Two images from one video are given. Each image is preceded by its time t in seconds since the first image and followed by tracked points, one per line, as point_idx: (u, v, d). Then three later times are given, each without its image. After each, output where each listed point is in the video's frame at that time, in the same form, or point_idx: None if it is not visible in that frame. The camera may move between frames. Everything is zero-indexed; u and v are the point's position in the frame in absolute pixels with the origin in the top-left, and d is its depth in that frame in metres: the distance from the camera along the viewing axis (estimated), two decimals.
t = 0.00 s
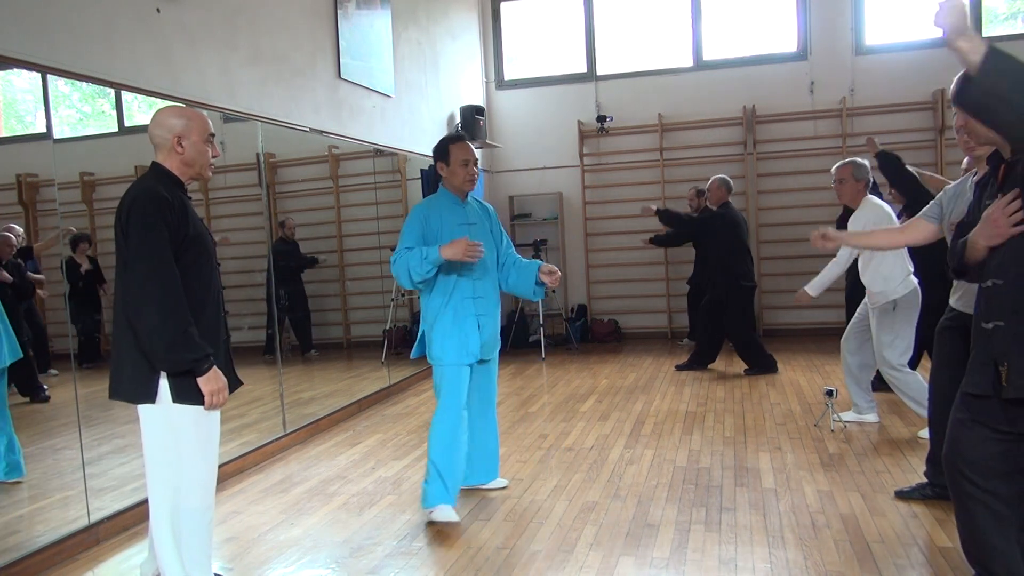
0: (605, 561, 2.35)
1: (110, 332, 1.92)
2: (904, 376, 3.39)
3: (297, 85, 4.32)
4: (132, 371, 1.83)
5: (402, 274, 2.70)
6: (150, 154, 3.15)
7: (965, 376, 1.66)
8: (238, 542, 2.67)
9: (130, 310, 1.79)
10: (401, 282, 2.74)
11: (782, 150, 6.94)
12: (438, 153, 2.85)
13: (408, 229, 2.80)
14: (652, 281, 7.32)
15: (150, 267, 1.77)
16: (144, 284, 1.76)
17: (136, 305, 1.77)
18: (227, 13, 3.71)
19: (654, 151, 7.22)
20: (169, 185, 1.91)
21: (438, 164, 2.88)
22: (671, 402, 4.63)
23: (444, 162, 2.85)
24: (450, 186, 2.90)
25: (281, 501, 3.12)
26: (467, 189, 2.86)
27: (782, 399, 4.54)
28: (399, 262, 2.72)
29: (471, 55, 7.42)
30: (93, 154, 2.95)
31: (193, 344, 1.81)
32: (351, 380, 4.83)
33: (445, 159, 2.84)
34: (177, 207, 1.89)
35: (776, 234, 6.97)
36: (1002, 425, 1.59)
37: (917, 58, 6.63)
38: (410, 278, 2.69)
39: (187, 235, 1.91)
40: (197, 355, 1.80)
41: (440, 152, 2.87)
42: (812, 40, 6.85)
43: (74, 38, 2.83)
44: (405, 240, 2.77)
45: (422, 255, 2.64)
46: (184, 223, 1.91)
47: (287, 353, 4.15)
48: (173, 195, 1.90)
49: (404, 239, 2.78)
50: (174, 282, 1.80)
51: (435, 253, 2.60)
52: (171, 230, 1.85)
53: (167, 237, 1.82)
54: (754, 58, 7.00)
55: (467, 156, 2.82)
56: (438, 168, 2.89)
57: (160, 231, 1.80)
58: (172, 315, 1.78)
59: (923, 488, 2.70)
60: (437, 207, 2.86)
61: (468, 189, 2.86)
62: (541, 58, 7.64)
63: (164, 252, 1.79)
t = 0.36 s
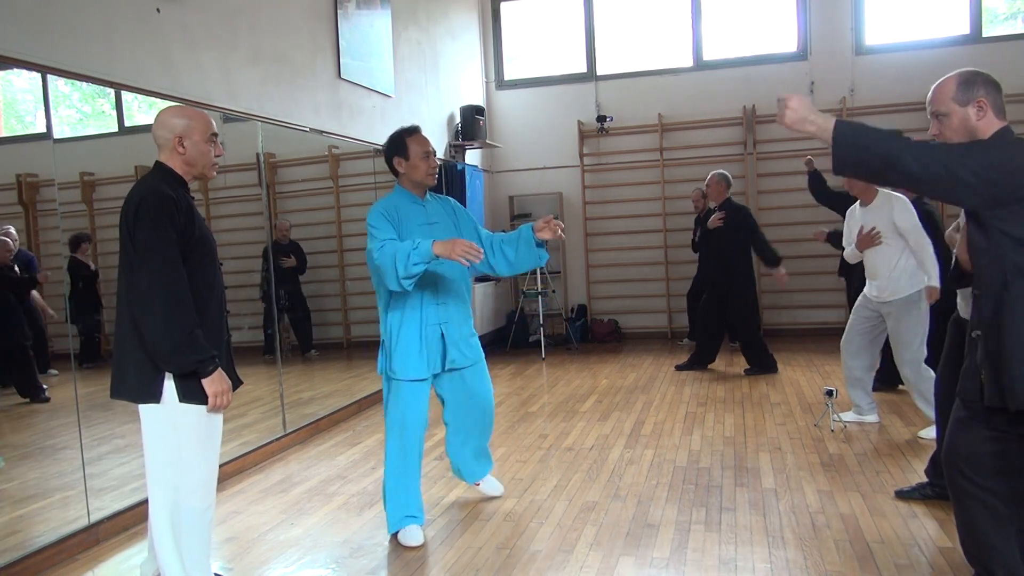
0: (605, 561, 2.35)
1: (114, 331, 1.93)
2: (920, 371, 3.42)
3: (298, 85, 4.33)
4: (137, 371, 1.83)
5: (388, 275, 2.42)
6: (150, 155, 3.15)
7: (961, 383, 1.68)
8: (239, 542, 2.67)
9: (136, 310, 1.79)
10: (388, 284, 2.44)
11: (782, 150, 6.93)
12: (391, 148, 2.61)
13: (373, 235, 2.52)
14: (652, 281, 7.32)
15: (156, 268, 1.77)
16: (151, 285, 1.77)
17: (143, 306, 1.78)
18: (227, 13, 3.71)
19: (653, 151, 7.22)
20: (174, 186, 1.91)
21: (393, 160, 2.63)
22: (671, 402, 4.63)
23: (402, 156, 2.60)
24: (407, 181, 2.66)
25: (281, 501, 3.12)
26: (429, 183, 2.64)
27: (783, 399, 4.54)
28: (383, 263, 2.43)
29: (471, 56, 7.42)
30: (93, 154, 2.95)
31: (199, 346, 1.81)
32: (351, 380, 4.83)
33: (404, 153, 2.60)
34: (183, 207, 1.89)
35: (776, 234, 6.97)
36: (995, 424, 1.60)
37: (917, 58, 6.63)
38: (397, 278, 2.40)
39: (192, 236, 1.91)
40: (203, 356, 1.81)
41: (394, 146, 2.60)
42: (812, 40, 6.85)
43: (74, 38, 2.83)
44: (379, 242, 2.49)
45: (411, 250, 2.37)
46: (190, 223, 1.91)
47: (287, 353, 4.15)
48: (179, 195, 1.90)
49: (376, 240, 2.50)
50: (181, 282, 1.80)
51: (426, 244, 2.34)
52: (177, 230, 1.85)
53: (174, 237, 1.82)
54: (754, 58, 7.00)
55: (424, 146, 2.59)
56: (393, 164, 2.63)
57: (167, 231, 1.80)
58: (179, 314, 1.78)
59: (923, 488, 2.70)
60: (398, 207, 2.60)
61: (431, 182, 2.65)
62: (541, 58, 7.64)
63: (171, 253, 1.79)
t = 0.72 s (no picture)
0: (605, 561, 2.34)
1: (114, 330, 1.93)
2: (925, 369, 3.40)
3: (298, 85, 4.33)
4: (135, 371, 1.84)
5: (418, 253, 2.08)
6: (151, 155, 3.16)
7: (964, 383, 1.68)
8: (238, 542, 2.67)
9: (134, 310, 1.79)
10: (418, 263, 2.10)
11: (782, 149, 6.93)
12: (398, 139, 2.28)
13: (381, 221, 2.19)
14: (652, 281, 7.32)
15: (153, 268, 1.77)
16: (148, 284, 1.77)
17: (140, 306, 1.78)
18: (227, 13, 3.71)
19: (653, 151, 7.22)
20: (174, 186, 1.91)
21: (397, 155, 2.31)
22: (671, 402, 4.63)
23: (408, 154, 2.28)
24: (403, 180, 2.35)
25: (281, 501, 3.12)
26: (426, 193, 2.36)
27: (783, 399, 4.54)
28: (412, 239, 2.09)
29: (471, 56, 7.42)
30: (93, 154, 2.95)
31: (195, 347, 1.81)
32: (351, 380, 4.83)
33: (413, 150, 2.27)
34: (182, 207, 1.89)
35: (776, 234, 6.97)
36: (1002, 424, 1.58)
37: (918, 58, 6.63)
38: (430, 257, 2.07)
39: (191, 236, 1.91)
40: (200, 358, 1.81)
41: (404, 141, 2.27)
42: (813, 40, 6.85)
43: (74, 38, 2.83)
44: (394, 222, 2.15)
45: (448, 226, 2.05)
46: (188, 223, 1.91)
47: (287, 353, 4.15)
48: (178, 195, 1.89)
49: (389, 221, 2.16)
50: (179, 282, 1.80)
51: (468, 220, 2.02)
52: (176, 231, 1.85)
53: (171, 237, 1.82)
54: (754, 58, 7.00)
55: (438, 146, 2.28)
56: (396, 161, 2.31)
57: (165, 231, 1.80)
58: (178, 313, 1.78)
59: (924, 488, 2.70)
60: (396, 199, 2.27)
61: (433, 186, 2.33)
62: (541, 58, 7.64)
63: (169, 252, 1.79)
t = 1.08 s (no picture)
0: (605, 561, 2.34)
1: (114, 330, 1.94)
2: (920, 369, 3.40)
3: (298, 85, 4.33)
4: (130, 371, 1.84)
5: (440, 245, 1.92)
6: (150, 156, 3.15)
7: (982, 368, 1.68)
8: (238, 542, 2.67)
9: (131, 308, 1.79)
10: (438, 255, 1.93)
11: (782, 149, 6.93)
12: (418, 133, 2.09)
13: (395, 210, 2.01)
14: (652, 281, 7.32)
15: (150, 268, 1.77)
16: (142, 284, 1.77)
17: (137, 304, 1.78)
18: (227, 13, 3.71)
19: (653, 151, 7.22)
20: (169, 187, 1.91)
21: (412, 150, 2.11)
22: (671, 402, 4.63)
23: (423, 151, 2.09)
24: (412, 176, 2.16)
25: (281, 501, 3.12)
26: (432, 195, 2.18)
27: (783, 399, 4.54)
28: (433, 228, 1.94)
29: (471, 56, 7.42)
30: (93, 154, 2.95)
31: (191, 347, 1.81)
32: (351, 380, 4.82)
33: (431, 150, 2.08)
34: (179, 208, 1.89)
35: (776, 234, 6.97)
36: None
37: (918, 57, 6.63)
38: (454, 250, 1.91)
39: (187, 237, 1.91)
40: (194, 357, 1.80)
41: (423, 136, 2.09)
42: (813, 40, 6.85)
43: (75, 39, 2.83)
44: (411, 211, 1.98)
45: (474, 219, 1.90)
46: (185, 224, 1.90)
47: (287, 353, 4.15)
48: (175, 196, 1.89)
49: (404, 210, 1.99)
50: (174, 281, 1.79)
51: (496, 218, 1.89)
52: (172, 231, 1.86)
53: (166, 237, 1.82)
54: (754, 58, 7.00)
55: (459, 149, 2.11)
56: (410, 153, 2.12)
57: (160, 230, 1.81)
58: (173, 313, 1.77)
59: (924, 488, 2.70)
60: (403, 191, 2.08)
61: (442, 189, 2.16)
62: (541, 58, 7.64)
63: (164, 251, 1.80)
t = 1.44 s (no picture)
0: (605, 561, 2.34)
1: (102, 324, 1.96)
2: (904, 373, 3.38)
3: (298, 85, 4.33)
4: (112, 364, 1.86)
5: (433, 246, 1.93)
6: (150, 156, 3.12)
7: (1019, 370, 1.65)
8: (239, 542, 2.68)
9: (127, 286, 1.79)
10: (430, 256, 1.94)
11: (781, 149, 6.93)
12: (383, 126, 2.08)
13: (378, 211, 1.99)
14: (652, 281, 7.32)
15: (136, 255, 1.79)
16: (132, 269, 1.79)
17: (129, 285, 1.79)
18: (227, 13, 3.71)
19: (653, 151, 7.22)
20: (152, 186, 1.94)
21: (380, 144, 2.09)
22: (671, 402, 4.63)
23: (395, 145, 2.08)
24: (382, 170, 2.13)
25: (281, 501, 3.12)
26: (405, 188, 2.16)
27: (783, 399, 4.54)
28: (424, 228, 1.94)
29: (471, 56, 7.42)
30: (93, 154, 2.93)
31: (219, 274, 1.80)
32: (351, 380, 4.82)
33: (401, 144, 2.08)
34: (161, 205, 1.92)
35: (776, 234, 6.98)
36: None
37: (918, 57, 6.63)
38: (449, 250, 1.93)
39: (171, 233, 1.93)
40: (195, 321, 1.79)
41: (393, 131, 2.07)
42: (813, 40, 6.85)
43: (75, 39, 2.83)
44: (399, 211, 1.97)
45: (471, 220, 1.93)
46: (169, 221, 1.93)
47: (287, 353, 4.15)
48: (156, 196, 1.92)
49: (389, 211, 1.98)
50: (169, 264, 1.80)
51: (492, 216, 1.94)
52: (157, 225, 1.88)
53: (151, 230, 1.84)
54: (754, 58, 7.00)
55: (424, 136, 2.12)
56: (380, 148, 2.09)
57: (143, 226, 1.83)
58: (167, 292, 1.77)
59: (923, 488, 2.70)
60: (378, 188, 2.06)
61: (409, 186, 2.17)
62: (541, 58, 7.64)
63: (150, 242, 1.81)
